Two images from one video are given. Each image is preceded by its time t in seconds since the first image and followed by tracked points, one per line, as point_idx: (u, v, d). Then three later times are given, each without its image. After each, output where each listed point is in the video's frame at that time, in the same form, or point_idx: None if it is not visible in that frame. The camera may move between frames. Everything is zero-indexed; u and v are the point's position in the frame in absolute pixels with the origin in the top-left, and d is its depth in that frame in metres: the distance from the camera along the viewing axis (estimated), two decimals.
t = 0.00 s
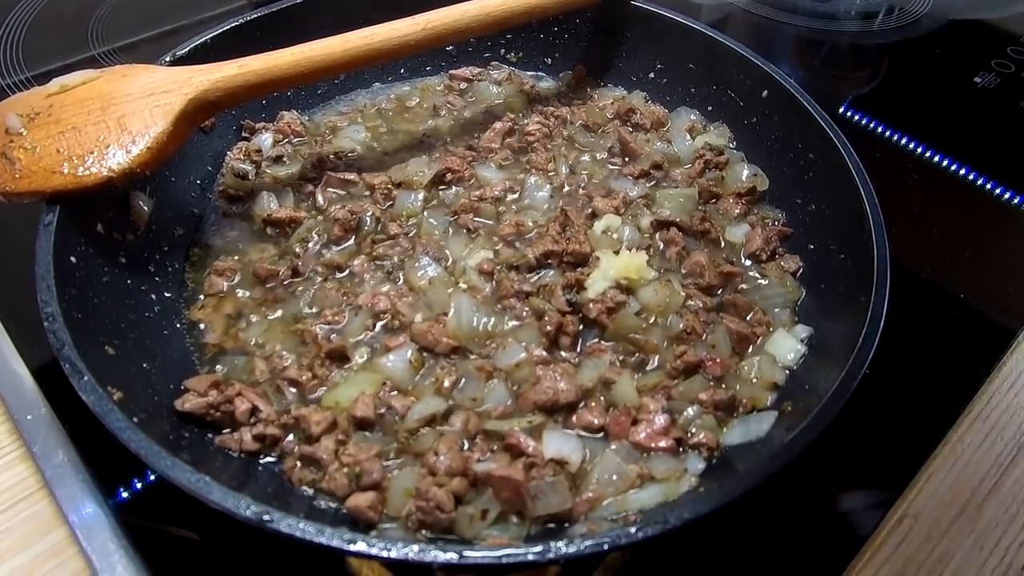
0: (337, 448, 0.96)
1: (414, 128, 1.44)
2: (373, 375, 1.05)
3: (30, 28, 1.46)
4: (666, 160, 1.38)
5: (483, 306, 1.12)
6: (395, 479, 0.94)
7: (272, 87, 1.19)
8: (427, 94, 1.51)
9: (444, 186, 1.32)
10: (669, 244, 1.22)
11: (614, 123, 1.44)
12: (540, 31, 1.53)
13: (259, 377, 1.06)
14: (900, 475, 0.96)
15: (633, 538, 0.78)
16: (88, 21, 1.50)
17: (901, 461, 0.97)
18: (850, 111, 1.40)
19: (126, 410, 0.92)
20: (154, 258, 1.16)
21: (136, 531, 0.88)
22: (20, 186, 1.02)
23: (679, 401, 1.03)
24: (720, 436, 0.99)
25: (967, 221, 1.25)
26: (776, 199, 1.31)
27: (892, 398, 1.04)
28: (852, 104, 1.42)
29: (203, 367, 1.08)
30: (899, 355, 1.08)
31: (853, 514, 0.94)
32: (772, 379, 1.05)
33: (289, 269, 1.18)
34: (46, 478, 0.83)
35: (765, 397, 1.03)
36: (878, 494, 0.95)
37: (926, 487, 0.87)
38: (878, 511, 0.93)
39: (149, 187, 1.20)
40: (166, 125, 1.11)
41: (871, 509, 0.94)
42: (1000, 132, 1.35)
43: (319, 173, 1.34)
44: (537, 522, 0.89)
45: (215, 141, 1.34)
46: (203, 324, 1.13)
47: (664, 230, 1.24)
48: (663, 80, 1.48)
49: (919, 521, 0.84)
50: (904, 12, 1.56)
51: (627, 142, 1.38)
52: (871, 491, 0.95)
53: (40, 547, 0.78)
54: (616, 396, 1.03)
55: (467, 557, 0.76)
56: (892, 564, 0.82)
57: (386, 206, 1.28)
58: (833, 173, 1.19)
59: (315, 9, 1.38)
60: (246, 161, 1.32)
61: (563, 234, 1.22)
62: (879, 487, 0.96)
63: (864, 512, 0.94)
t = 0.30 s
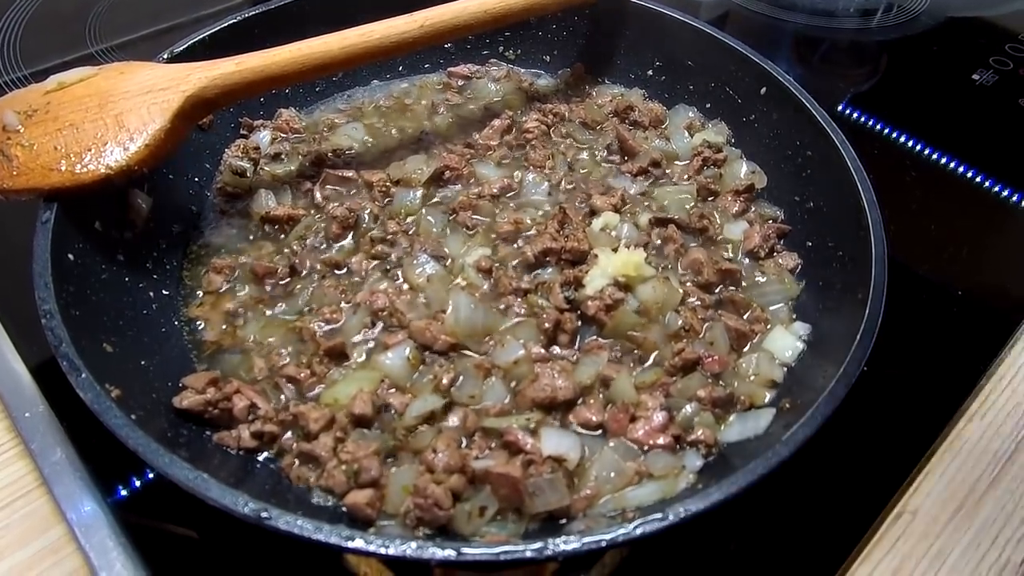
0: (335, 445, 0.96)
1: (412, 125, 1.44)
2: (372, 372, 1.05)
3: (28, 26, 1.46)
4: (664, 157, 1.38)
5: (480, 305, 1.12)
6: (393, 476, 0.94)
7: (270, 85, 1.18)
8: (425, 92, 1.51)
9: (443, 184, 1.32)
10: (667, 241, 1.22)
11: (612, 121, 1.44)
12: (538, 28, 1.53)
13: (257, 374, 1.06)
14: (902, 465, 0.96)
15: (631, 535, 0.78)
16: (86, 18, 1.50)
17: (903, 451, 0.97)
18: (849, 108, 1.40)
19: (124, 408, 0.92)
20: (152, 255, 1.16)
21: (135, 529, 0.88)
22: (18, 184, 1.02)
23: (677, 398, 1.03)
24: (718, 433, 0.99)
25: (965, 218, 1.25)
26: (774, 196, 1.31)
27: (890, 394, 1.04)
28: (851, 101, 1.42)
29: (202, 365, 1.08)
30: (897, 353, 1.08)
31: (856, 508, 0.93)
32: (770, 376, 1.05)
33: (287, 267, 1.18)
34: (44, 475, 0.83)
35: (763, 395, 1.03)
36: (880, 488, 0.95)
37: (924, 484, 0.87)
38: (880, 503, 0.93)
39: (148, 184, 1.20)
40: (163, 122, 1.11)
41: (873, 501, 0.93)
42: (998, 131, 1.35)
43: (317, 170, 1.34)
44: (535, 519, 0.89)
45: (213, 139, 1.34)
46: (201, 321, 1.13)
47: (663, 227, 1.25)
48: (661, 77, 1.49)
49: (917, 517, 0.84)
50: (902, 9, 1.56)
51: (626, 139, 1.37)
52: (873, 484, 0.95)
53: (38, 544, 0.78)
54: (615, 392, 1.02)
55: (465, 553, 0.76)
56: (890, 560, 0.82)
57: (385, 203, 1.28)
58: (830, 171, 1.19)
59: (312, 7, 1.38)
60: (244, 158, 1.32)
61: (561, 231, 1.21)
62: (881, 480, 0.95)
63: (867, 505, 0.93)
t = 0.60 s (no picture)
0: (332, 443, 0.95)
1: (410, 122, 1.44)
2: (369, 370, 1.05)
3: (25, 24, 1.45)
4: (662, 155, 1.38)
5: (478, 302, 1.12)
6: (390, 474, 0.93)
7: (266, 82, 1.18)
8: (423, 89, 1.50)
9: (440, 181, 1.32)
10: (665, 239, 1.22)
11: (610, 118, 1.43)
12: (536, 25, 1.52)
13: (254, 372, 1.06)
14: (901, 461, 0.96)
15: (629, 533, 0.78)
16: (83, 17, 1.50)
17: (901, 448, 0.97)
18: (847, 106, 1.40)
19: (120, 405, 0.92)
20: (148, 253, 1.16)
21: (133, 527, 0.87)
22: (13, 181, 1.01)
23: (675, 395, 1.02)
24: (716, 431, 0.99)
25: (964, 215, 1.24)
26: (772, 193, 1.31)
27: (888, 392, 1.04)
28: (849, 99, 1.41)
29: (198, 363, 1.08)
30: (895, 350, 1.08)
31: (855, 502, 0.93)
32: (767, 373, 1.05)
33: (284, 265, 1.18)
34: (41, 473, 0.83)
35: (761, 392, 1.03)
36: (879, 483, 0.95)
37: (921, 481, 0.87)
38: (880, 500, 0.93)
39: (144, 182, 1.20)
40: (159, 119, 1.11)
41: (872, 497, 0.93)
42: (997, 128, 1.35)
43: (314, 167, 1.34)
44: (532, 516, 0.89)
45: (210, 137, 1.34)
46: (198, 319, 1.13)
47: (661, 225, 1.25)
48: (659, 74, 1.48)
49: (914, 514, 0.84)
50: (900, 6, 1.56)
51: (623, 136, 1.37)
52: (872, 480, 0.95)
53: (35, 542, 0.78)
54: (613, 390, 1.02)
55: (462, 551, 0.75)
56: (887, 557, 0.82)
57: (382, 201, 1.28)
58: (829, 169, 1.19)
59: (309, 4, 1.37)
60: (240, 156, 1.31)
61: (559, 228, 1.21)
62: (881, 475, 0.95)
63: (866, 499, 0.93)
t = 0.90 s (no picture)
0: (333, 440, 0.95)
1: (409, 118, 1.43)
2: (370, 367, 1.04)
3: (21, 21, 1.44)
4: (663, 149, 1.37)
5: (479, 298, 1.11)
6: (392, 471, 0.93)
7: (264, 77, 1.17)
8: (422, 85, 1.50)
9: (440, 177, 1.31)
10: (667, 234, 1.21)
11: (611, 113, 1.43)
12: (535, 21, 1.52)
13: (254, 369, 1.05)
14: (904, 456, 0.95)
15: (633, 529, 0.77)
16: (79, 14, 1.48)
17: (904, 444, 0.97)
18: (848, 103, 1.39)
19: (118, 403, 0.91)
20: (146, 250, 1.15)
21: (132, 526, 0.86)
22: (9, 177, 1.00)
23: (677, 391, 1.02)
24: (719, 426, 0.98)
25: (965, 210, 1.24)
26: (774, 187, 1.30)
27: (891, 387, 1.03)
28: (850, 95, 1.41)
29: (197, 360, 1.07)
30: (898, 345, 1.08)
31: (859, 499, 0.92)
32: (770, 368, 1.05)
33: (283, 261, 1.17)
34: (39, 472, 0.82)
35: (764, 387, 1.03)
36: (883, 480, 0.94)
37: (925, 476, 0.86)
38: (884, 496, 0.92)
39: (142, 178, 1.19)
40: (157, 115, 1.10)
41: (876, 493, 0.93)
42: (998, 124, 1.34)
43: (314, 163, 1.33)
44: (535, 513, 0.88)
45: (208, 133, 1.33)
46: (196, 316, 1.12)
47: (663, 220, 1.23)
48: (660, 69, 1.48)
49: (919, 510, 0.83)
50: (901, 1, 1.56)
51: (624, 131, 1.37)
52: (876, 476, 0.94)
53: (33, 541, 0.77)
54: (615, 385, 1.02)
55: (465, 548, 0.75)
56: (891, 553, 0.81)
57: (382, 197, 1.28)
58: (831, 163, 1.18)
59: None
60: (239, 152, 1.30)
61: (560, 224, 1.20)
62: (884, 472, 0.95)
63: (869, 496, 0.92)
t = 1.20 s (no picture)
0: (331, 438, 0.94)
1: (406, 113, 1.42)
2: (368, 364, 1.03)
3: (14, 19, 1.43)
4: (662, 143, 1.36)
5: (478, 294, 1.10)
6: (391, 469, 0.92)
7: (260, 72, 1.16)
8: (419, 80, 1.48)
9: (438, 172, 1.30)
10: (667, 228, 1.20)
11: (610, 107, 1.41)
12: (533, 15, 1.50)
13: (251, 367, 1.04)
14: (908, 451, 0.94)
15: (636, 526, 0.76)
16: (73, 10, 1.47)
17: (908, 438, 0.96)
18: (846, 98, 1.38)
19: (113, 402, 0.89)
20: (142, 247, 1.14)
21: (130, 527, 0.85)
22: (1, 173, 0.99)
23: (679, 386, 1.01)
24: (722, 421, 0.97)
25: (965, 204, 1.23)
26: (775, 180, 1.29)
27: (895, 381, 1.02)
28: (849, 90, 1.40)
29: (194, 358, 1.06)
30: (901, 339, 1.07)
31: (862, 495, 0.92)
32: (774, 363, 1.03)
33: (279, 258, 1.16)
34: (34, 472, 0.81)
35: (767, 381, 1.01)
36: (886, 475, 0.93)
37: (930, 470, 0.85)
38: (888, 491, 0.91)
39: (137, 175, 1.18)
40: (151, 110, 1.09)
41: (880, 489, 0.92)
42: (997, 117, 1.33)
43: (310, 159, 1.32)
44: (536, 510, 0.87)
45: (203, 130, 1.31)
46: (193, 314, 1.11)
47: (663, 214, 1.23)
48: (659, 63, 1.47)
49: (924, 504, 0.82)
50: None
51: (624, 126, 1.36)
52: (879, 471, 0.93)
53: (28, 542, 0.75)
54: (616, 381, 1.01)
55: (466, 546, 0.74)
56: (896, 548, 0.80)
57: (379, 192, 1.26)
58: (833, 155, 1.17)
59: None
60: (235, 148, 1.29)
61: (559, 219, 1.19)
62: (888, 467, 0.94)
63: (873, 492, 0.91)
